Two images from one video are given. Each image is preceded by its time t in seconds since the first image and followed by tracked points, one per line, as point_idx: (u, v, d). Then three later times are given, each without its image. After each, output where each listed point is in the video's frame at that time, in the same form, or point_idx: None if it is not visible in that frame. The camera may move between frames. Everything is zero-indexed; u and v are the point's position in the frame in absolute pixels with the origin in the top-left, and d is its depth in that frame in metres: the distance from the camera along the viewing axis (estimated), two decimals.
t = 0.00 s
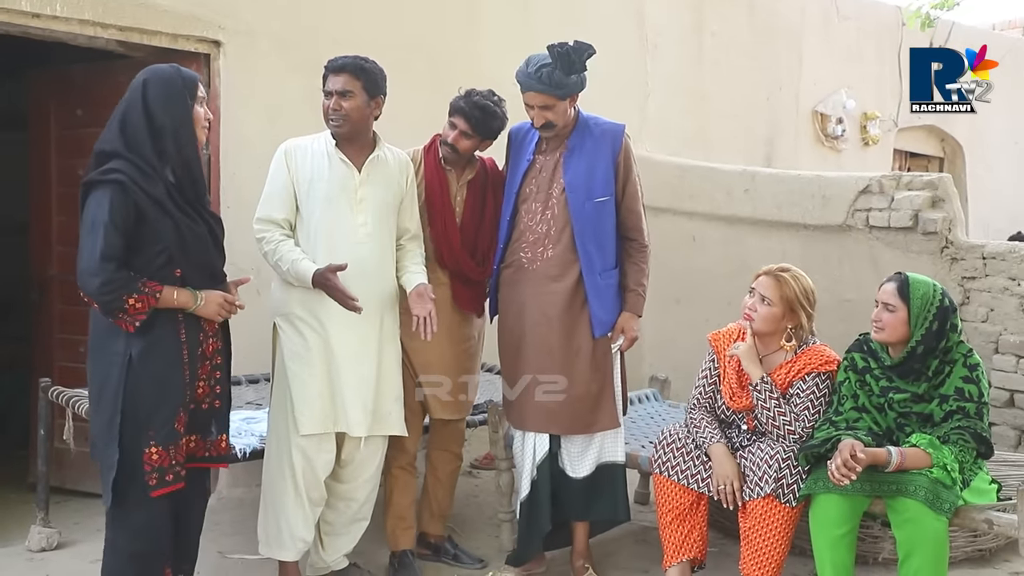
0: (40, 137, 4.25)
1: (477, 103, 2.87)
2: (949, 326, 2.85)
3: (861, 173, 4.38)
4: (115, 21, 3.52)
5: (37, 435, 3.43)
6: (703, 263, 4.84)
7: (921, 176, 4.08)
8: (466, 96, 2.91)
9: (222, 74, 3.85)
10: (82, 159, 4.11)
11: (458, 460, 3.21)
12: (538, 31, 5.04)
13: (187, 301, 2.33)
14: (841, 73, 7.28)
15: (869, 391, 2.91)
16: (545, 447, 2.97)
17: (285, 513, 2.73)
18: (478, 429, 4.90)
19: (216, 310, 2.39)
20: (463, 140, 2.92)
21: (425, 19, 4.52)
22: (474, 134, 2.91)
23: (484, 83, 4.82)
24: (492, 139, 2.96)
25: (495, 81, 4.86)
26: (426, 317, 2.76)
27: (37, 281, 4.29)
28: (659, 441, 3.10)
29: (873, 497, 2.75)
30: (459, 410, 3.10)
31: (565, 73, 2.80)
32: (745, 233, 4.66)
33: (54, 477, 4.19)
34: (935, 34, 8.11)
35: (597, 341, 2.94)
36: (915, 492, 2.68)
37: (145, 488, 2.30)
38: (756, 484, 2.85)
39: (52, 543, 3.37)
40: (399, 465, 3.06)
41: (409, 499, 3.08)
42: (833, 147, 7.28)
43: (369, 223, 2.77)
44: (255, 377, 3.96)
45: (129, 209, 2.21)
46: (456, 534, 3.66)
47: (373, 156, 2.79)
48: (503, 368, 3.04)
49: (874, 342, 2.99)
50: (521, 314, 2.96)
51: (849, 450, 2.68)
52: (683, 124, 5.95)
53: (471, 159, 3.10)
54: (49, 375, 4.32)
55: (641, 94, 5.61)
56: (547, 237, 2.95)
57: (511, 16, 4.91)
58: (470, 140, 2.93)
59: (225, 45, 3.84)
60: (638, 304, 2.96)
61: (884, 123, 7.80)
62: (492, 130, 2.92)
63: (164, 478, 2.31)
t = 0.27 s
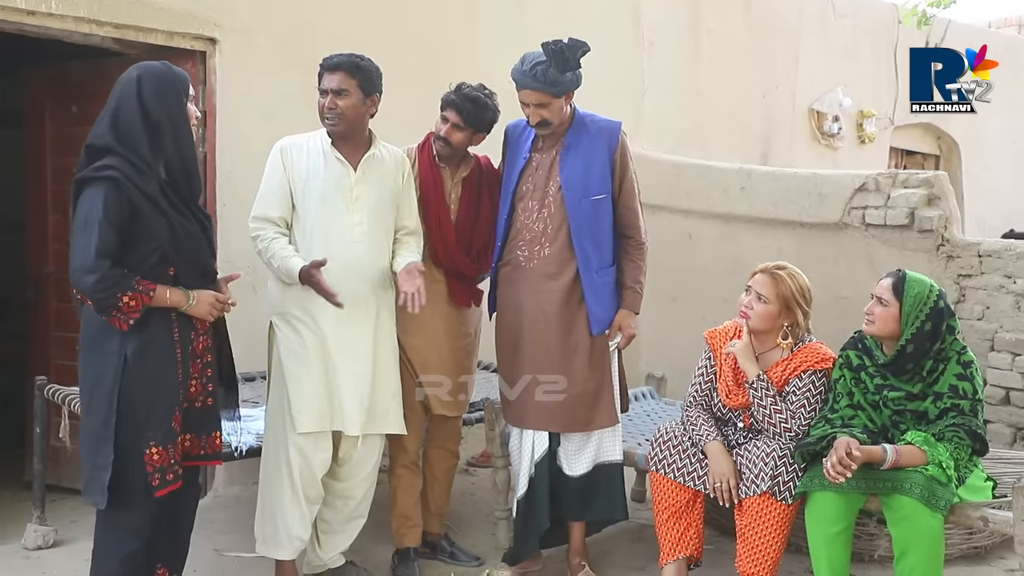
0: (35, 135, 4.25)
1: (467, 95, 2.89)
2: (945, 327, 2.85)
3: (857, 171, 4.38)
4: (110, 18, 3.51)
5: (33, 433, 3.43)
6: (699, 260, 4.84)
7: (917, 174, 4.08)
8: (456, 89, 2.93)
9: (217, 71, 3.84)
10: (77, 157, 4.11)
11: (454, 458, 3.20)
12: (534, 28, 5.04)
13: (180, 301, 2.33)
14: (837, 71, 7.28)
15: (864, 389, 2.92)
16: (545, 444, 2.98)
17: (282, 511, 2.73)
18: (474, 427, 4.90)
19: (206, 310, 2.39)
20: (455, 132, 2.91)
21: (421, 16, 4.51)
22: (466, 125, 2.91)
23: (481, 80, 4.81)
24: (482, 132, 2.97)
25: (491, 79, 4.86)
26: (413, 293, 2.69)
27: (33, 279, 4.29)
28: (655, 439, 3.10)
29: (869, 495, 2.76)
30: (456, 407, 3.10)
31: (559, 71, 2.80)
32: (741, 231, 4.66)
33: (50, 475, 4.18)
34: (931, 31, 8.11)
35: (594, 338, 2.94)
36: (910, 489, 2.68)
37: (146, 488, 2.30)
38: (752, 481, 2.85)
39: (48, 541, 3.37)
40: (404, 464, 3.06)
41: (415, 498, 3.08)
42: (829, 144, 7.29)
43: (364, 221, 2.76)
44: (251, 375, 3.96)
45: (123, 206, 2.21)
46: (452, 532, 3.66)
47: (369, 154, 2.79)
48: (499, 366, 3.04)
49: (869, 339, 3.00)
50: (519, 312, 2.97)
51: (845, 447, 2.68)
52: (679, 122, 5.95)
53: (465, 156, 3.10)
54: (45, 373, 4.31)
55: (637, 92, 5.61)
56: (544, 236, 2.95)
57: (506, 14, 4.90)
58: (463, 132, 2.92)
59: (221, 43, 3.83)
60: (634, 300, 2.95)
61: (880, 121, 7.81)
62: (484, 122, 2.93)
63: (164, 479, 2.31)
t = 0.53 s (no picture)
0: (31, 132, 4.24)
1: (455, 87, 2.88)
2: (938, 324, 2.85)
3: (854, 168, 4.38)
4: (106, 15, 3.51)
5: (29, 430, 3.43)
6: (696, 258, 4.84)
7: (914, 171, 4.09)
8: (443, 82, 2.92)
9: (214, 68, 3.84)
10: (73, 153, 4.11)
11: (452, 456, 3.20)
12: (531, 25, 5.04)
13: (176, 298, 2.32)
14: (834, 69, 7.28)
15: (861, 386, 2.91)
16: (545, 442, 2.98)
17: (283, 507, 2.73)
18: (471, 423, 4.90)
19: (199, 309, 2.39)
20: (444, 126, 2.91)
21: (417, 13, 4.51)
22: (454, 118, 2.91)
23: (477, 77, 4.81)
24: (471, 124, 2.97)
25: (488, 76, 4.86)
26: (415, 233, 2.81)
27: (29, 276, 4.29)
28: (652, 435, 3.10)
29: (865, 492, 2.76)
30: (455, 404, 3.10)
31: (554, 66, 2.79)
32: (738, 228, 4.66)
33: (47, 472, 4.18)
34: (928, 29, 8.11)
35: (592, 335, 2.94)
36: (907, 487, 2.68)
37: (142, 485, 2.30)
38: (749, 478, 2.86)
39: (45, 538, 3.37)
40: (398, 463, 3.06)
41: (409, 496, 3.08)
42: (826, 142, 7.29)
43: (356, 220, 2.75)
44: (248, 372, 3.96)
45: (119, 203, 2.21)
46: (449, 528, 3.67)
47: (362, 153, 2.79)
48: (496, 365, 3.05)
49: (866, 336, 3.00)
50: (518, 310, 2.97)
51: (842, 445, 2.68)
52: (676, 119, 5.95)
53: (455, 150, 3.09)
54: (41, 370, 4.31)
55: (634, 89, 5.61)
56: (542, 233, 2.95)
57: (503, 11, 4.90)
58: (451, 125, 2.92)
59: (217, 40, 3.83)
60: (631, 297, 2.96)
61: (877, 118, 7.81)
62: (472, 113, 2.93)
63: (159, 476, 2.31)
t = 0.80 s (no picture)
0: (29, 130, 4.24)
1: (441, 84, 2.87)
2: (934, 320, 2.84)
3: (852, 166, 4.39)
4: (104, 13, 3.51)
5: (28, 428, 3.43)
6: (694, 256, 4.84)
7: (912, 169, 4.10)
8: (430, 79, 2.91)
9: (212, 66, 3.84)
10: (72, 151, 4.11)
11: (458, 456, 3.20)
12: (530, 23, 5.04)
13: (174, 297, 2.32)
14: (833, 67, 7.28)
15: (860, 383, 2.91)
16: (543, 440, 2.98)
17: (269, 503, 2.75)
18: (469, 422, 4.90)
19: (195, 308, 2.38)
20: (432, 124, 2.91)
21: (416, 11, 4.51)
22: (442, 117, 2.90)
23: (476, 76, 4.81)
24: (459, 121, 2.96)
25: (486, 74, 4.85)
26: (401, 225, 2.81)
27: (27, 274, 4.28)
28: (651, 434, 3.10)
29: (863, 490, 2.76)
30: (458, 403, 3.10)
31: (555, 50, 2.84)
32: (737, 226, 4.66)
33: (45, 470, 4.18)
34: (927, 27, 8.12)
35: (588, 333, 2.95)
36: (905, 484, 2.68)
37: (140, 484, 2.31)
38: (748, 476, 2.86)
39: (43, 536, 3.37)
40: (394, 462, 3.06)
41: (406, 495, 3.08)
42: (824, 140, 7.29)
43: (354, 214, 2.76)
44: (246, 370, 3.96)
45: (117, 201, 2.21)
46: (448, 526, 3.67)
47: (361, 147, 2.79)
48: (493, 363, 3.05)
49: (865, 334, 2.98)
50: (515, 308, 2.96)
51: (840, 441, 2.68)
52: (675, 117, 5.95)
53: (445, 147, 3.06)
54: (40, 368, 4.31)
55: (633, 87, 5.61)
56: (539, 232, 2.94)
57: (502, 9, 4.90)
58: (439, 123, 2.91)
59: (215, 38, 3.83)
60: (627, 296, 2.96)
61: (876, 116, 7.81)
62: (460, 111, 2.92)
63: (157, 475, 2.31)
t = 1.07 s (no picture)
0: (29, 129, 4.24)
1: (444, 87, 2.88)
2: (933, 318, 2.83)
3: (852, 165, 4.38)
4: (104, 12, 3.50)
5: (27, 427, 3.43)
6: (694, 255, 4.84)
7: (912, 168, 4.09)
8: (432, 82, 2.92)
9: (212, 65, 3.84)
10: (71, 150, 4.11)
11: (462, 454, 3.21)
12: (530, 22, 5.04)
13: (176, 297, 2.32)
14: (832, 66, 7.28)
15: (860, 383, 2.90)
16: (537, 439, 2.98)
17: (269, 505, 2.74)
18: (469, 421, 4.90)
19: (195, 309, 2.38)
20: (434, 126, 2.91)
21: (415, 11, 4.50)
22: (444, 119, 2.90)
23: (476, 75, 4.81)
24: (463, 123, 2.96)
25: (486, 73, 4.85)
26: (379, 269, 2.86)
27: (27, 272, 4.29)
28: (650, 433, 3.10)
29: (863, 489, 2.76)
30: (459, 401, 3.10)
31: (544, 49, 2.84)
32: (736, 226, 4.66)
33: (45, 469, 4.18)
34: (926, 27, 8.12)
35: (580, 333, 2.95)
36: (905, 483, 2.68)
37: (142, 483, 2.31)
38: (748, 475, 2.86)
39: (43, 535, 3.37)
40: (396, 460, 3.07)
41: (407, 493, 3.08)
42: (824, 139, 7.29)
43: (350, 215, 2.76)
44: (246, 369, 3.96)
45: (119, 200, 2.21)
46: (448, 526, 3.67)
47: (356, 149, 2.78)
48: (485, 363, 3.04)
49: (864, 333, 2.97)
50: (506, 308, 2.96)
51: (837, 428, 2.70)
52: (675, 117, 5.95)
53: (449, 147, 3.08)
54: (39, 367, 4.31)
55: (633, 87, 5.61)
56: (531, 233, 2.95)
57: (501, 8, 4.90)
58: (441, 125, 2.92)
59: (215, 37, 3.83)
60: (617, 295, 2.97)
61: (876, 115, 7.81)
62: (464, 113, 2.93)
63: (159, 474, 2.32)
